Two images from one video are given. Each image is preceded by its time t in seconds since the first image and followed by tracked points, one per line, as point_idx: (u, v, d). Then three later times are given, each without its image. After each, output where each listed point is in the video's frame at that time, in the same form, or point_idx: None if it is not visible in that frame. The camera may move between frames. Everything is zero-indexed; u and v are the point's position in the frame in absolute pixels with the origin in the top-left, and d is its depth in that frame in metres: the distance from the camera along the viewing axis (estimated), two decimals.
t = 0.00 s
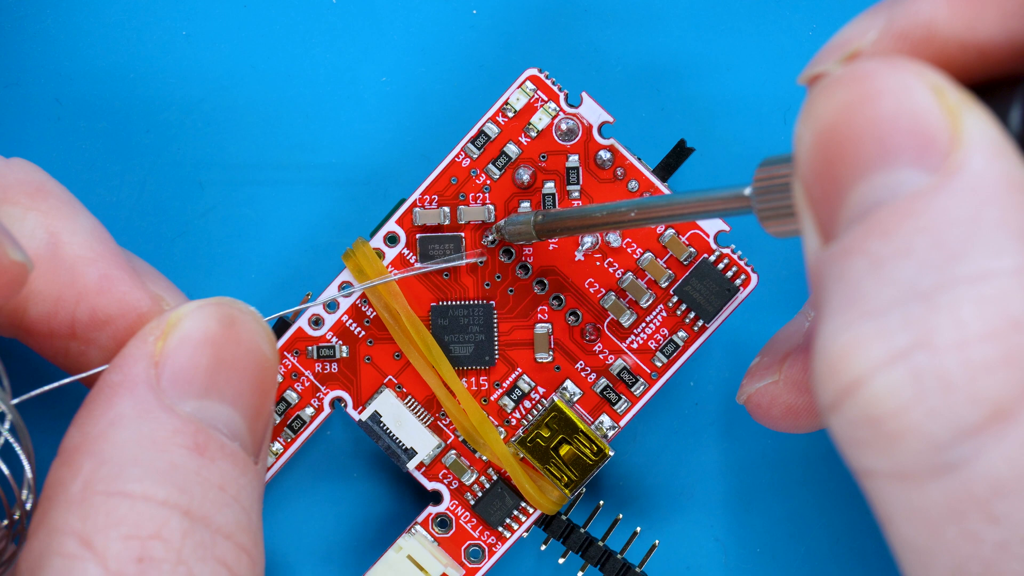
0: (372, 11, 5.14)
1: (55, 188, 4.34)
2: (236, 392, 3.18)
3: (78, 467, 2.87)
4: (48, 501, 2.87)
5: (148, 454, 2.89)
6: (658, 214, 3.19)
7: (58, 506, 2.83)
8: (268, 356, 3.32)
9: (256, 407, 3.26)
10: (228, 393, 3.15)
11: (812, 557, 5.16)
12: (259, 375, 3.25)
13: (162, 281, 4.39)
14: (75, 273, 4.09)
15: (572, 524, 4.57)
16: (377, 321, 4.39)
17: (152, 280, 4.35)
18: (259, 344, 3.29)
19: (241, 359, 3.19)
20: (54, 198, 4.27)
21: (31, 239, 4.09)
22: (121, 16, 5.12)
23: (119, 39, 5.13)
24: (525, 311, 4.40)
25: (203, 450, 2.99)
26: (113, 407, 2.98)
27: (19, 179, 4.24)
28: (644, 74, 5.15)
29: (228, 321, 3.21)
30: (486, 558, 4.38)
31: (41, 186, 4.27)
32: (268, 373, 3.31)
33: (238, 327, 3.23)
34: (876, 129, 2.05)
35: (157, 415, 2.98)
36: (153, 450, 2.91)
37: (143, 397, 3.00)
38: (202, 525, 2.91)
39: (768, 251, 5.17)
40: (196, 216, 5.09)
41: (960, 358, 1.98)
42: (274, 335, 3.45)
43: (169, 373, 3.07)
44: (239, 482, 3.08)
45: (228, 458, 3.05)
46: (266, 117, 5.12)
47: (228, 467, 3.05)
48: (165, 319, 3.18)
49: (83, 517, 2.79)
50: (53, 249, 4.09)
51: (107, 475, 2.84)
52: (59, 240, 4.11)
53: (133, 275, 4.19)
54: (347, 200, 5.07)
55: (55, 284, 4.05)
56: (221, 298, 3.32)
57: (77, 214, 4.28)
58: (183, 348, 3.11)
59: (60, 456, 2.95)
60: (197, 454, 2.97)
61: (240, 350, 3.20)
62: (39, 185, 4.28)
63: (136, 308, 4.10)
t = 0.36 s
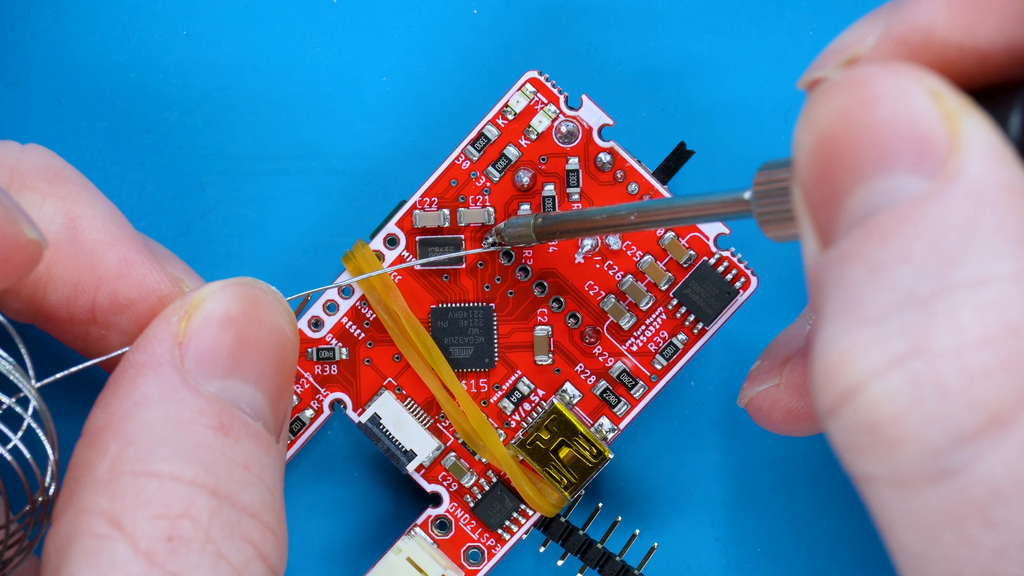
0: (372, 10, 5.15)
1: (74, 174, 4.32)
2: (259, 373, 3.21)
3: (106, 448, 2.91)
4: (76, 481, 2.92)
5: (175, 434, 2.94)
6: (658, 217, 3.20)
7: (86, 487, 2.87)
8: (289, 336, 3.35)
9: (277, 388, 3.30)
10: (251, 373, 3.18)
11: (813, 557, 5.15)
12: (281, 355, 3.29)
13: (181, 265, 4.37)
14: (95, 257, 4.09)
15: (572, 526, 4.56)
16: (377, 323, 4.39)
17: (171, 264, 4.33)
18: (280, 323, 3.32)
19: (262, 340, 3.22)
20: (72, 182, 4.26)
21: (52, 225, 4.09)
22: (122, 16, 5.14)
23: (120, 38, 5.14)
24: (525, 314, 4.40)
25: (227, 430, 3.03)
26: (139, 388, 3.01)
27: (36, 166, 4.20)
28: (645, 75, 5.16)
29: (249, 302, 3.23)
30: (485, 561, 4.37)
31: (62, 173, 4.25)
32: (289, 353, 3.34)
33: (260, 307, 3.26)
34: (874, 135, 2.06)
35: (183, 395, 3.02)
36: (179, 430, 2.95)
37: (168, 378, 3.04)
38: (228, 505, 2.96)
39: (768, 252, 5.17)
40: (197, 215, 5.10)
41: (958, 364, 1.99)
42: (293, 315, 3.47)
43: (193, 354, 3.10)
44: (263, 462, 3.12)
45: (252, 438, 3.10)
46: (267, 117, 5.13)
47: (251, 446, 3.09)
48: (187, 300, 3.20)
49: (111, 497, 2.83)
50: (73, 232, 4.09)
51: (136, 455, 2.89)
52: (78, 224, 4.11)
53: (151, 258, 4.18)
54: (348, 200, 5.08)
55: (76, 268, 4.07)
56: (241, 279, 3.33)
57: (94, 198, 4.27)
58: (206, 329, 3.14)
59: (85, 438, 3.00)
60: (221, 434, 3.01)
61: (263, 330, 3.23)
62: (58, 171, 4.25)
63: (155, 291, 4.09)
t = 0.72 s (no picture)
0: (372, 10, 5.16)
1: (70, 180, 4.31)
2: (256, 382, 3.23)
3: (106, 461, 2.90)
4: (77, 496, 2.90)
5: (175, 447, 2.94)
6: (658, 219, 3.21)
7: (87, 502, 2.86)
8: (282, 343, 3.36)
9: (274, 396, 3.32)
10: (248, 382, 3.19)
11: (813, 557, 5.15)
12: (276, 362, 3.31)
13: (175, 274, 4.33)
14: (89, 266, 4.06)
15: (571, 529, 4.56)
16: (376, 325, 4.39)
17: (163, 272, 4.29)
18: (272, 330, 3.33)
19: (258, 349, 3.23)
20: (68, 191, 4.25)
21: (46, 233, 4.09)
22: (122, 16, 5.14)
23: (119, 39, 5.14)
24: (525, 316, 4.40)
25: (227, 441, 3.04)
26: (137, 400, 3.00)
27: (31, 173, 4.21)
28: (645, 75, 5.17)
29: (244, 311, 3.23)
30: (485, 563, 4.36)
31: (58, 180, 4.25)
32: (284, 360, 3.36)
33: (254, 315, 3.26)
34: (874, 136, 2.07)
35: (182, 407, 3.02)
36: (180, 443, 2.95)
37: (166, 390, 3.03)
38: (233, 516, 2.96)
39: (768, 252, 5.17)
40: (197, 216, 5.10)
41: (958, 365, 1.99)
42: (286, 323, 3.48)
43: (189, 365, 3.09)
44: (263, 472, 3.13)
45: (252, 448, 3.12)
46: (267, 118, 5.13)
47: (252, 457, 3.11)
48: (181, 310, 3.19)
49: (114, 512, 2.83)
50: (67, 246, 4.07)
51: (138, 469, 2.89)
52: (72, 231, 4.11)
53: (145, 268, 4.15)
54: (348, 200, 5.08)
55: (67, 275, 4.03)
56: (234, 288, 3.33)
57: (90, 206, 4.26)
58: (202, 339, 3.13)
59: (83, 452, 2.97)
60: (222, 445, 3.02)
61: (256, 338, 3.24)
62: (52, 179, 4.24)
63: (149, 302, 4.04)
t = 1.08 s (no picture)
0: (372, 10, 5.17)
1: (54, 219, 3.97)
2: (255, 425, 3.19)
3: (118, 523, 2.82)
4: (89, 559, 2.81)
5: (188, 504, 2.88)
6: (656, 222, 3.22)
7: (103, 567, 2.78)
8: (274, 380, 3.34)
9: (272, 437, 3.29)
10: (248, 424, 3.16)
11: (813, 557, 5.14)
12: (271, 401, 3.29)
13: (163, 315, 3.96)
14: (78, 311, 3.70)
15: (569, 533, 4.55)
16: (375, 329, 4.38)
17: (152, 314, 3.93)
18: (264, 368, 3.30)
19: (253, 390, 3.20)
20: (56, 232, 3.90)
21: (33, 280, 3.71)
22: (122, 17, 5.14)
23: (119, 40, 5.14)
24: (522, 319, 4.40)
25: (238, 492, 3.00)
26: (143, 456, 2.93)
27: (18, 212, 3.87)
28: (644, 76, 5.18)
29: (236, 352, 3.19)
30: (482, 566, 4.35)
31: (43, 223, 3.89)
32: (277, 396, 3.34)
33: (247, 355, 3.22)
34: (873, 139, 2.07)
35: (189, 459, 2.96)
36: (192, 499, 2.89)
37: (172, 441, 2.97)
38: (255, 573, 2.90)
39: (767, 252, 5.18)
40: (196, 217, 5.10)
41: (956, 368, 1.99)
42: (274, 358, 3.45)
43: (190, 413, 3.04)
44: (274, 521, 3.09)
45: (261, 496, 3.07)
46: (267, 119, 5.13)
47: (261, 505, 3.06)
48: (173, 359, 3.13)
49: None
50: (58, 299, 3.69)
51: (152, 530, 2.82)
52: (59, 274, 3.75)
53: (133, 310, 3.81)
54: (346, 201, 5.08)
55: (54, 321, 3.64)
56: (222, 329, 3.28)
57: (78, 246, 3.93)
58: (200, 385, 3.08)
59: (88, 513, 2.89)
60: (233, 497, 2.97)
61: (251, 379, 3.20)
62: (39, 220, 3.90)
63: (140, 347, 3.69)
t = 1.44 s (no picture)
0: (372, 10, 5.18)
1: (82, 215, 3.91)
2: (280, 419, 3.18)
3: (142, 510, 2.82)
4: (112, 544, 2.80)
5: (211, 494, 2.87)
6: (655, 226, 3.22)
7: (124, 553, 2.76)
8: (301, 376, 3.33)
9: (296, 432, 3.28)
10: (273, 419, 3.14)
11: (814, 557, 5.13)
12: (297, 397, 3.27)
13: (189, 308, 4.04)
14: (106, 303, 3.69)
15: (567, 536, 4.55)
16: (374, 332, 4.38)
17: (179, 308, 3.98)
18: (291, 364, 3.29)
19: (280, 384, 3.19)
20: (81, 228, 3.84)
21: (62, 272, 3.68)
22: (122, 17, 5.15)
23: (119, 39, 5.15)
24: (521, 323, 4.40)
25: (260, 485, 2.98)
26: (169, 445, 2.93)
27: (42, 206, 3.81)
28: (644, 77, 5.20)
29: (265, 346, 3.19)
30: (481, 570, 4.33)
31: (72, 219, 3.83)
32: (302, 394, 3.33)
33: (275, 350, 3.22)
34: (872, 142, 2.07)
35: (214, 451, 2.95)
36: (216, 489, 2.88)
37: (198, 433, 2.96)
38: (274, 566, 2.88)
39: (767, 252, 5.18)
40: (197, 216, 5.10)
41: (956, 370, 1.99)
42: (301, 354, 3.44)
43: (217, 406, 3.03)
44: (294, 514, 3.06)
45: (283, 490, 3.05)
46: (268, 118, 5.14)
47: (283, 499, 3.04)
48: (202, 351, 3.13)
49: (155, 564, 2.72)
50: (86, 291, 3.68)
51: (175, 518, 2.81)
52: (88, 268, 3.72)
53: (161, 302, 3.80)
54: (347, 201, 5.08)
55: (86, 315, 3.64)
56: (253, 323, 3.28)
57: (106, 241, 3.88)
58: (228, 378, 3.07)
59: (115, 497, 2.88)
60: (255, 489, 2.96)
61: (278, 374, 3.19)
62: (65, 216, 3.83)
63: (168, 339, 3.71)
